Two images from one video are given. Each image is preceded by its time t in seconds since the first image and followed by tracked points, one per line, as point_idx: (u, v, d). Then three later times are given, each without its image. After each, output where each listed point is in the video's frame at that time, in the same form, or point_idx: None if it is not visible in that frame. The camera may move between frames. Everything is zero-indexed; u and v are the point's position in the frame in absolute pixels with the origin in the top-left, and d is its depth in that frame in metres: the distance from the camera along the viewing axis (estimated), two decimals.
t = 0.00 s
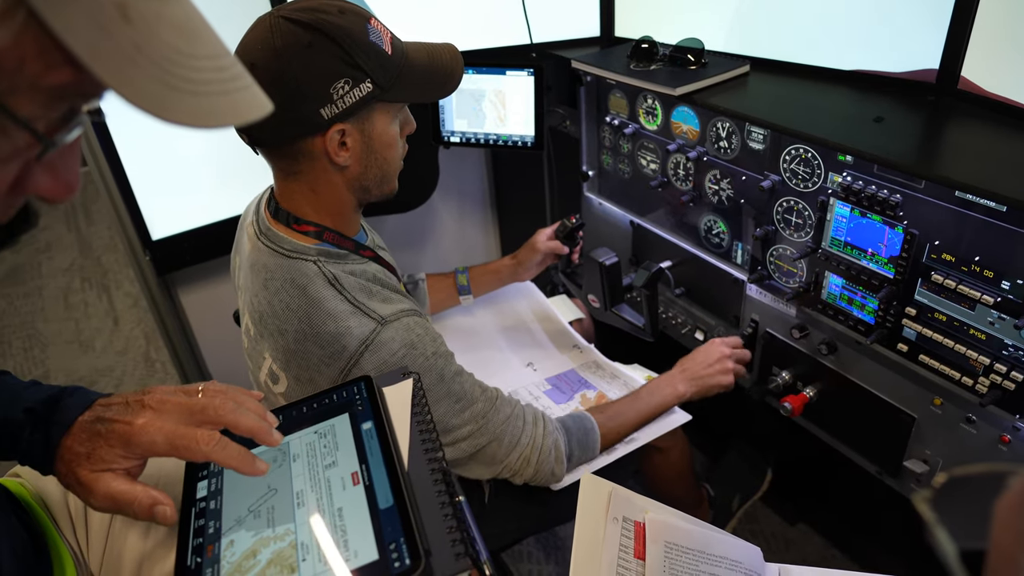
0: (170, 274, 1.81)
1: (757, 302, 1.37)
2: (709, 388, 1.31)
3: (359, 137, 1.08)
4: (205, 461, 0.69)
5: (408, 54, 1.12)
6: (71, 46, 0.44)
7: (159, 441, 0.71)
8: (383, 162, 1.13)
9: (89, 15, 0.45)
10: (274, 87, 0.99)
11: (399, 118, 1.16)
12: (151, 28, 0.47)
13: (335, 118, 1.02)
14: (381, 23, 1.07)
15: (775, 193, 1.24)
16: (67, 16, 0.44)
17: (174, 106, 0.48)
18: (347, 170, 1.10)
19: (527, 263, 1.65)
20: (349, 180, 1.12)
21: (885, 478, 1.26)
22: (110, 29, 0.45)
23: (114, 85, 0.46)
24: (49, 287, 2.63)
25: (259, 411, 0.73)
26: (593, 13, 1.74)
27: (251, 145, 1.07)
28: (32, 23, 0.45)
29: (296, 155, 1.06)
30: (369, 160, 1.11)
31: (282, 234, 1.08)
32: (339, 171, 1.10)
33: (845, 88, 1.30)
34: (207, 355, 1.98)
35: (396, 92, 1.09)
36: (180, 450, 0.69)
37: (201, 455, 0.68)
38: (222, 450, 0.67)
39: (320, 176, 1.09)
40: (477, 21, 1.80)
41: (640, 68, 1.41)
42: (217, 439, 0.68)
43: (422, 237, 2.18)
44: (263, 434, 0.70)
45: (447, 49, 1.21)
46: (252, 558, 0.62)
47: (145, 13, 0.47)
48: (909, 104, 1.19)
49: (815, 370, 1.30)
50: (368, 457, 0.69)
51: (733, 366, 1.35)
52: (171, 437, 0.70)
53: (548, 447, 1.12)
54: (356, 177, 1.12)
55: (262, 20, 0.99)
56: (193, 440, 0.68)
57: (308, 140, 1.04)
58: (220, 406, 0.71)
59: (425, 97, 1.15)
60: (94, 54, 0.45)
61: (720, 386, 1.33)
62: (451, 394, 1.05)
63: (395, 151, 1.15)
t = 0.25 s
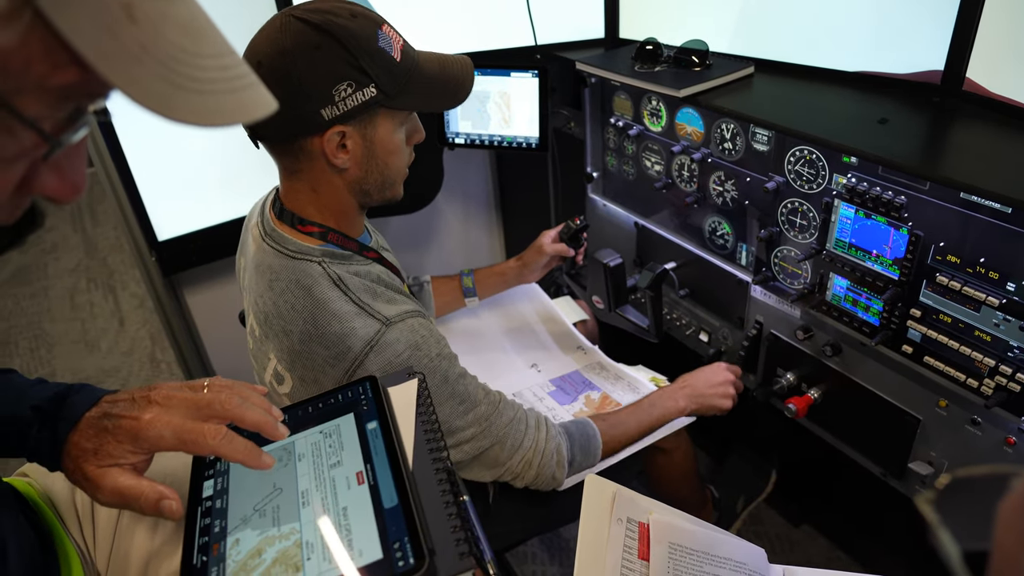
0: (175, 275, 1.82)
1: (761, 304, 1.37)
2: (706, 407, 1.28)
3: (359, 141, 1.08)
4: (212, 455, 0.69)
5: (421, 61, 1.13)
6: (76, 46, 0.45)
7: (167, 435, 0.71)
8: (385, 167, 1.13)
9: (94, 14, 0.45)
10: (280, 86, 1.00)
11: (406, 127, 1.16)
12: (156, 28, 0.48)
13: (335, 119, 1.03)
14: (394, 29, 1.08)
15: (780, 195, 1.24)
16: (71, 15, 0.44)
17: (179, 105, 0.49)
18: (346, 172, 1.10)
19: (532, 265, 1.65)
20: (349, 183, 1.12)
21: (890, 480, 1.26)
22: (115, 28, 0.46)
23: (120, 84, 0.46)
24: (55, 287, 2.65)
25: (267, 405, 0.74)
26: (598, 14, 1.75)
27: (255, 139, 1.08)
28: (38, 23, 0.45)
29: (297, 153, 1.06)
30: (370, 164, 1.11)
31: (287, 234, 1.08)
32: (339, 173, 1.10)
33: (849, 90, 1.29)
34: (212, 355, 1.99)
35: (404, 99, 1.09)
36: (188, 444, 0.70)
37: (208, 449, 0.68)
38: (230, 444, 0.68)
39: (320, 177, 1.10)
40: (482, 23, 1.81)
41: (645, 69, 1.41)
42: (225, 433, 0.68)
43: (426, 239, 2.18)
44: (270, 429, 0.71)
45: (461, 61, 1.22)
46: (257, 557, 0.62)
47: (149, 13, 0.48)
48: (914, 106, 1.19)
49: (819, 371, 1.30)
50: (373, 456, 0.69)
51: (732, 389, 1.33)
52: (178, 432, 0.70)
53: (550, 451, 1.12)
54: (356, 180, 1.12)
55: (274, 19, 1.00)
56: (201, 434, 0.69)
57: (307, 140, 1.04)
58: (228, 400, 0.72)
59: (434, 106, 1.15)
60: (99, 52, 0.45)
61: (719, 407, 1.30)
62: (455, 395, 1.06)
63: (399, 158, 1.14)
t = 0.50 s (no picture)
0: (181, 275, 1.82)
1: (765, 304, 1.37)
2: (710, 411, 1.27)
3: (364, 145, 1.09)
4: (216, 457, 0.70)
5: (432, 69, 1.13)
6: (83, 44, 0.45)
7: (171, 436, 0.72)
8: (391, 173, 1.13)
9: (99, 12, 0.46)
10: (287, 86, 1.01)
11: (416, 133, 1.16)
12: (162, 26, 0.48)
13: (339, 122, 1.03)
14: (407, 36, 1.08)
15: (783, 195, 1.24)
16: (78, 13, 0.45)
17: (184, 102, 0.49)
18: (350, 175, 1.11)
19: (536, 265, 1.66)
20: (355, 187, 1.13)
21: (894, 480, 1.26)
22: (120, 26, 0.46)
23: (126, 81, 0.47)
24: (61, 288, 2.66)
25: (271, 407, 0.74)
26: (602, 15, 1.75)
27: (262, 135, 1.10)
28: (44, 20, 0.46)
29: (302, 153, 1.07)
30: (375, 169, 1.11)
31: (295, 235, 1.09)
32: (344, 176, 1.11)
33: (853, 90, 1.30)
34: (217, 356, 2.00)
35: (411, 105, 1.09)
36: (191, 445, 0.70)
37: (212, 451, 0.68)
38: (233, 445, 0.68)
39: (325, 179, 1.11)
40: (486, 24, 1.81)
41: (648, 70, 1.41)
42: (228, 435, 0.68)
43: (430, 239, 2.19)
44: (273, 429, 0.71)
45: (473, 70, 1.22)
46: (262, 552, 0.63)
47: (155, 11, 0.48)
48: (918, 106, 1.19)
49: (823, 371, 1.30)
50: (376, 452, 0.70)
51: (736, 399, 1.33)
52: (182, 433, 0.71)
53: (560, 443, 1.13)
54: (361, 184, 1.12)
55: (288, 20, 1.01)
56: (205, 436, 0.69)
57: (311, 141, 1.05)
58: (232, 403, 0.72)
59: (443, 114, 1.15)
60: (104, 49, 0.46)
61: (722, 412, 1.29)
62: (465, 392, 1.07)
63: (407, 164, 1.15)
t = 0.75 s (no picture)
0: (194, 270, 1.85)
1: (774, 306, 1.38)
2: (725, 380, 1.34)
3: (389, 145, 1.10)
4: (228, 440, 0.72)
5: (446, 65, 1.15)
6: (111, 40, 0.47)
7: (184, 420, 0.74)
8: (413, 171, 1.15)
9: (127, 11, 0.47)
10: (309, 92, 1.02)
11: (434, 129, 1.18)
12: (187, 25, 0.50)
13: (365, 126, 1.05)
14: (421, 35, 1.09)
15: (794, 197, 1.25)
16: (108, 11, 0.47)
17: (212, 100, 0.51)
18: (375, 176, 1.13)
19: (546, 265, 1.67)
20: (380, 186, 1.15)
21: (902, 483, 1.26)
22: (147, 24, 0.48)
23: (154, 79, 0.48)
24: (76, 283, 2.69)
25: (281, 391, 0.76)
26: (615, 16, 1.76)
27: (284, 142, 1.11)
28: (76, 20, 0.48)
29: (327, 158, 1.09)
30: (398, 168, 1.13)
31: (314, 233, 1.10)
32: (369, 177, 1.12)
33: (865, 93, 1.30)
34: (229, 351, 2.02)
35: (431, 103, 1.11)
36: (204, 428, 0.72)
37: (224, 434, 0.70)
38: (244, 429, 0.70)
39: (349, 180, 1.12)
40: (499, 25, 1.82)
41: (660, 72, 1.42)
42: (239, 419, 0.70)
43: (442, 238, 2.20)
44: (282, 416, 0.73)
45: (485, 62, 1.24)
46: (277, 540, 0.64)
47: (180, 10, 0.50)
48: (929, 109, 1.19)
49: (832, 373, 1.30)
50: (389, 445, 0.71)
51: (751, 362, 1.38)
52: (195, 417, 0.73)
53: (582, 422, 1.16)
54: (385, 184, 1.14)
55: (304, 26, 1.02)
56: (217, 420, 0.71)
57: (338, 145, 1.06)
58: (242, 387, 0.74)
59: (461, 109, 1.17)
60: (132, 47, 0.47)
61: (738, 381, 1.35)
62: (480, 384, 1.08)
63: (427, 160, 1.17)
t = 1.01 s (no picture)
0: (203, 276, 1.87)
1: (780, 311, 1.38)
2: (742, 367, 1.33)
3: (404, 148, 1.12)
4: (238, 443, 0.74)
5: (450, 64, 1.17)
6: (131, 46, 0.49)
7: (195, 423, 0.75)
8: (427, 171, 1.17)
9: (148, 19, 0.49)
10: (324, 101, 1.03)
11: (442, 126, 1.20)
12: (205, 32, 0.52)
13: (382, 130, 1.07)
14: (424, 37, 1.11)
15: (799, 203, 1.26)
16: (128, 19, 0.48)
17: (228, 104, 0.53)
18: (391, 179, 1.14)
19: (553, 271, 1.69)
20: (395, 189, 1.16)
21: (908, 487, 1.26)
22: (166, 30, 0.49)
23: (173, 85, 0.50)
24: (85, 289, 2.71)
25: (290, 395, 0.78)
26: (621, 24, 1.77)
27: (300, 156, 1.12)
28: (97, 28, 0.49)
29: (342, 165, 1.11)
30: (413, 170, 1.15)
31: (328, 238, 1.12)
32: (384, 180, 1.14)
33: (870, 100, 1.31)
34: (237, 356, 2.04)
35: (441, 103, 1.13)
36: (215, 431, 0.74)
37: (234, 437, 0.72)
38: (255, 433, 0.72)
39: (366, 185, 1.14)
40: (506, 33, 1.84)
41: (666, 79, 1.43)
42: (250, 422, 0.72)
43: (449, 244, 2.22)
44: (292, 419, 0.75)
45: (487, 60, 1.25)
46: (290, 542, 0.66)
47: (199, 16, 0.51)
48: (934, 116, 1.20)
49: (838, 379, 1.31)
50: (399, 448, 0.72)
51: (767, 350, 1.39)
52: (206, 420, 0.75)
53: (602, 391, 1.17)
54: (399, 187, 1.16)
55: (312, 37, 1.04)
56: (228, 423, 0.73)
57: (356, 151, 1.08)
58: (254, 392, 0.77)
59: (468, 106, 1.19)
60: (152, 54, 0.49)
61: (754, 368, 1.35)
62: (500, 372, 1.09)
63: (438, 160, 1.19)
